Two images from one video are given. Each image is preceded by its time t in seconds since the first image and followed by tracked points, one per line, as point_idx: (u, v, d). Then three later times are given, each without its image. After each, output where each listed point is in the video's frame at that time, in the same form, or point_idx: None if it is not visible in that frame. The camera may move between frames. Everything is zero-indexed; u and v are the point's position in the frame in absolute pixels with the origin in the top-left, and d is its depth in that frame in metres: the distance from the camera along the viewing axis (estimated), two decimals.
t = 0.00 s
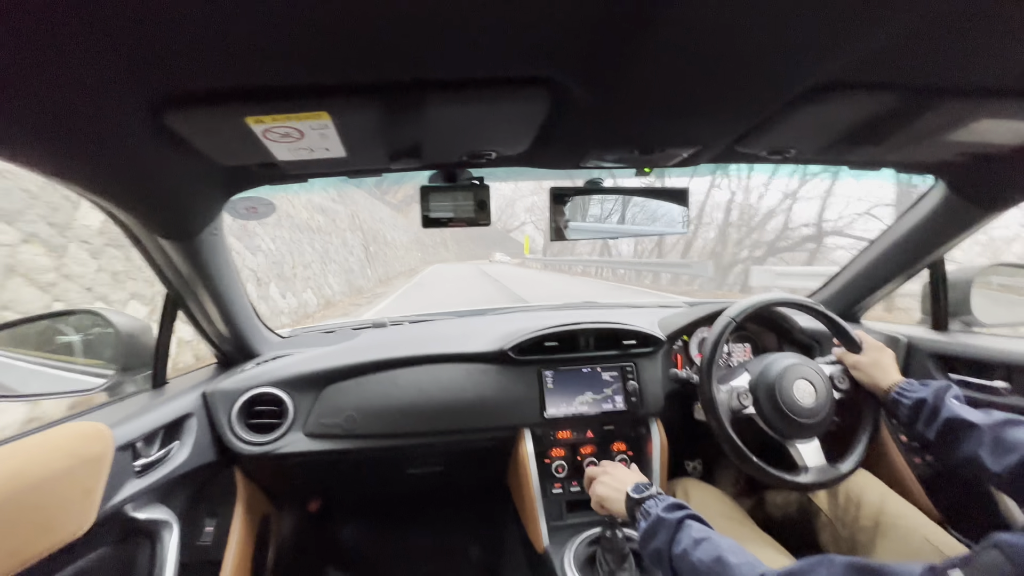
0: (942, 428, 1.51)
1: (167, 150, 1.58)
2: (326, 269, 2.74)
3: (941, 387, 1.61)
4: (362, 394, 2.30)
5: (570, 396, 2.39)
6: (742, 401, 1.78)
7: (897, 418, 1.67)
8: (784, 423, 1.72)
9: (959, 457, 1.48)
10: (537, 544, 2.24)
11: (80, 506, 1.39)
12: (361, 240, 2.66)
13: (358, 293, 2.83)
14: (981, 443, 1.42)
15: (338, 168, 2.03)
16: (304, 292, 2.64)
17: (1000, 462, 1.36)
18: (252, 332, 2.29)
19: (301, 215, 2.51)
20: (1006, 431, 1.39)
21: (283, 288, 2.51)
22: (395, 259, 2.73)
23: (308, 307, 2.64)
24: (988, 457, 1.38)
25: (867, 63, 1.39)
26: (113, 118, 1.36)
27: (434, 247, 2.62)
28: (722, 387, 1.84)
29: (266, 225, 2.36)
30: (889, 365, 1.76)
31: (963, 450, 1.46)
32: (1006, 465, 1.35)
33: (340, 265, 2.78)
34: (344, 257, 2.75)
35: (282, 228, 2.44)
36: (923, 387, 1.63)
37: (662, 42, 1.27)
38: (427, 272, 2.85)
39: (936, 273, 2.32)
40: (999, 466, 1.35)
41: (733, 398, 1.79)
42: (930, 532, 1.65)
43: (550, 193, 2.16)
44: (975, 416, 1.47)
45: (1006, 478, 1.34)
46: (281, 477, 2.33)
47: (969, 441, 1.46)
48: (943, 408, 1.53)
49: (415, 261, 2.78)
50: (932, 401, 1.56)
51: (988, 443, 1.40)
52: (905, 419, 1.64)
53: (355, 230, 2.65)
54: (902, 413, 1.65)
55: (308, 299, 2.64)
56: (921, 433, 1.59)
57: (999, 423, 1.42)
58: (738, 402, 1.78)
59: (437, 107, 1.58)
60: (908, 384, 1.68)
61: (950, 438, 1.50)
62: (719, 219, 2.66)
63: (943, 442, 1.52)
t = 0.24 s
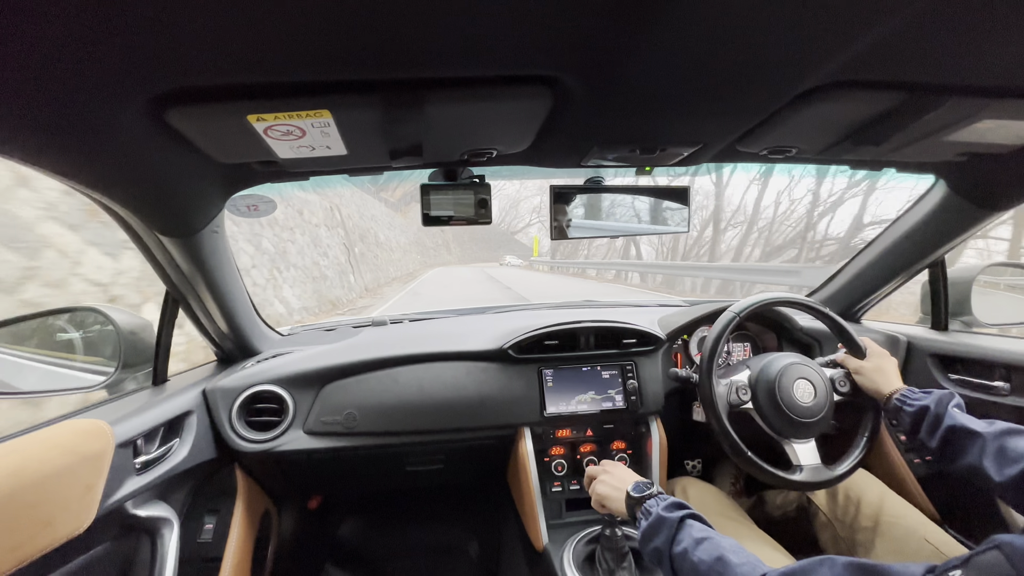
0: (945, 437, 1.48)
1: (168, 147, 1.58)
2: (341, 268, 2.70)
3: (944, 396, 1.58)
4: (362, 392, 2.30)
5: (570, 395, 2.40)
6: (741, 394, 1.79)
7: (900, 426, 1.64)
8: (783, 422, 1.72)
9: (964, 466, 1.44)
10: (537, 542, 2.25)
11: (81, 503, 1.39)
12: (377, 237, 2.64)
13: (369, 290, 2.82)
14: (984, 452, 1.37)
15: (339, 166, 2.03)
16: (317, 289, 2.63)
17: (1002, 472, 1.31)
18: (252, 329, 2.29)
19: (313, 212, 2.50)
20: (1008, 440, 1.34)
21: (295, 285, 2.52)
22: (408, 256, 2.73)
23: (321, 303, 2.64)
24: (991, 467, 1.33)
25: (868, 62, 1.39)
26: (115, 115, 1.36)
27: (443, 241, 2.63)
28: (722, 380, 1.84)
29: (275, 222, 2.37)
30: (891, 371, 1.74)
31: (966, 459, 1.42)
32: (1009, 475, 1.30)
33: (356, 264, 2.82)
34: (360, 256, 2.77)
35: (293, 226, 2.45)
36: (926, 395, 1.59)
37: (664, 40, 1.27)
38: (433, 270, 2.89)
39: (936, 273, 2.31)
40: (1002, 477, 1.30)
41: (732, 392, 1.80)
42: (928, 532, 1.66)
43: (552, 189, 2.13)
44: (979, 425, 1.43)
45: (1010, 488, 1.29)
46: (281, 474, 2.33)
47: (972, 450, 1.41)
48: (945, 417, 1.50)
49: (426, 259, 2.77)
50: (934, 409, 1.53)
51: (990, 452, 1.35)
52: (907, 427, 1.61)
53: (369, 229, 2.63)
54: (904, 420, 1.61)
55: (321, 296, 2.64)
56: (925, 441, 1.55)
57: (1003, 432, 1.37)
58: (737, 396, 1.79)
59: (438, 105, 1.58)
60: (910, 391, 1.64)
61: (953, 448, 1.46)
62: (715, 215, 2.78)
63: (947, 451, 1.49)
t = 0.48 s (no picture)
0: (946, 438, 1.46)
1: (168, 148, 1.59)
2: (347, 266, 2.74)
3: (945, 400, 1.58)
4: (362, 392, 2.30)
5: (571, 394, 2.40)
6: (741, 391, 1.79)
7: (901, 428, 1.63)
8: (783, 421, 1.72)
9: (962, 469, 1.42)
10: (538, 542, 2.25)
11: (82, 504, 1.39)
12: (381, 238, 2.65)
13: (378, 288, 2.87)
14: (986, 454, 1.36)
15: (339, 166, 2.03)
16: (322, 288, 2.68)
17: (1005, 474, 1.30)
18: (253, 330, 2.29)
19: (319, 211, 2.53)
20: (1011, 442, 1.34)
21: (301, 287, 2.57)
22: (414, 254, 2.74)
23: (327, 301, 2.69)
24: (992, 469, 1.32)
25: (868, 61, 1.39)
26: (115, 116, 1.37)
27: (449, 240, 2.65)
28: (724, 377, 1.85)
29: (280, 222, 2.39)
30: (894, 373, 1.73)
31: (967, 461, 1.41)
32: (1012, 478, 1.29)
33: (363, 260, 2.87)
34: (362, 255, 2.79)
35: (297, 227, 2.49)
36: (928, 397, 1.59)
37: (664, 40, 1.27)
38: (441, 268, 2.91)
39: (938, 271, 2.30)
40: (1004, 479, 1.30)
41: (733, 389, 1.80)
42: (929, 531, 1.65)
43: (553, 189, 2.13)
44: (980, 428, 1.43)
45: (1012, 491, 1.29)
46: (282, 475, 2.34)
47: (973, 452, 1.40)
48: (947, 419, 1.48)
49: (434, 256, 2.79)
50: (936, 410, 1.52)
51: (992, 455, 1.35)
52: (909, 428, 1.60)
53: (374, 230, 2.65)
54: (905, 421, 1.60)
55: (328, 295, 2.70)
56: (924, 443, 1.54)
57: (1003, 435, 1.37)
58: (737, 393, 1.79)
59: (438, 105, 1.58)
60: (912, 393, 1.63)
61: (954, 448, 1.45)
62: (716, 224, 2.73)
63: (947, 454, 1.47)
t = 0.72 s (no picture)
0: (948, 439, 1.46)
1: (168, 150, 1.59)
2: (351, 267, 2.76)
3: (948, 400, 1.57)
4: (364, 393, 2.30)
5: (572, 395, 2.40)
6: (742, 391, 1.79)
7: (903, 428, 1.62)
8: (784, 420, 1.72)
9: (966, 470, 1.41)
10: (540, 543, 2.25)
11: (85, 507, 1.40)
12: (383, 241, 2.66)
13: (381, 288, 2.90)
14: (989, 455, 1.35)
15: (340, 168, 2.03)
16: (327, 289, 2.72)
17: (1009, 474, 1.29)
18: (254, 332, 2.29)
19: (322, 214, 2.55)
20: (1014, 442, 1.33)
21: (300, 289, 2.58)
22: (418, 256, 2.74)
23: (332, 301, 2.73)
24: (995, 469, 1.32)
25: (867, 60, 1.39)
26: (116, 119, 1.37)
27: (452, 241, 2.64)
28: (725, 376, 1.86)
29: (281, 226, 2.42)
30: (896, 375, 1.72)
31: (969, 462, 1.40)
32: (1016, 478, 1.28)
33: (369, 260, 2.90)
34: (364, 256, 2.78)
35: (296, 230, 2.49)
36: (930, 398, 1.58)
37: (662, 40, 1.27)
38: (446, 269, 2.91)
39: (939, 271, 2.30)
40: (1008, 479, 1.29)
41: (734, 389, 1.81)
42: (931, 531, 1.65)
43: (553, 191, 2.14)
44: (983, 428, 1.42)
45: (1016, 491, 1.28)
46: (283, 476, 2.34)
47: (976, 453, 1.39)
48: (949, 419, 1.47)
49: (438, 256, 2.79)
50: (938, 411, 1.51)
51: (996, 455, 1.34)
52: (912, 429, 1.59)
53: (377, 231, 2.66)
54: (907, 423, 1.60)
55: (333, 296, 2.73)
56: (927, 443, 1.53)
57: (1007, 435, 1.36)
58: (738, 393, 1.79)
59: (438, 107, 1.58)
60: (916, 394, 1.62)
61: (957, 449, 1.44)
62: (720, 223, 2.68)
63: (950, 455, 1.46)
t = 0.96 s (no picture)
0: (949, 439, 1.45)
1: (168, 150, 1.59)
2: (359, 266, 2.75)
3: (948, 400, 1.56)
4: (364, 392, 2.30)
5: (573, 394, 2.40)
6: (743, 390, 1.79)
7: (905, 428, 1.61)
8: (784, 419, 1.72)
9: (966, 470, 1.42)
10: (540, 542, 2.25)
11: (85, 506, 1.39)
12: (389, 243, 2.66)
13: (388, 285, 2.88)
14: (990, 455, 1.35)
15: (339, 167, 2.03)
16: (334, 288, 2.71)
17: (1010, 475, 1.30)
18: (254, 331, 2.29)
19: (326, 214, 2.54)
20: (1015, 442, 1.33)
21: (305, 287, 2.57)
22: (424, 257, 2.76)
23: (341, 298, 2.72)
24: (997, 470, 1.32)
25: (867, 59, 1.39)
26: (116, 119, 1.37)
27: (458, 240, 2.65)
28: (725, 376, 1.86)
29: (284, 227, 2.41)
30: (897, 374, 1.72)
31: (970, 462, 1.40)
32: (1017, 479, 1.29)
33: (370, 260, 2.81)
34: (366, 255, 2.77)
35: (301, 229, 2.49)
36: (931, 398, 1.57)
37: (662, 39, 1.27)
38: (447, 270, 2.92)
39: (940, 270, 2.31)
40: (1010, 480, 1.29)
41: (734, 387, 1.81)
42: (931, 529, 1.65)
43: (553, 190, 2.16)
44: (983, 428, 1.42)
45: (1016, 491, 1.29)
46: (284, 475, 2.34)
47: (977, 453, 1.39)
48: (950, 420, 1.47)
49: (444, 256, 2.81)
50: (939, 411, 1.51)
51: (996, 455, 1.34)
52: (913, 429, 1.59)
53: (375, 231, 2.65)
54: (908, 424, 1.59)
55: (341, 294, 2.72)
56: (927, 444, 1.52)
57: (1007, 435, 1.37)
58: (739, 391, 1.79)
59: (438, 106, 1.58)
60: (916, 393, 1.62)
61: (958, 450, 1.44)
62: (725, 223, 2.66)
63: (951, 455, 1.46)
